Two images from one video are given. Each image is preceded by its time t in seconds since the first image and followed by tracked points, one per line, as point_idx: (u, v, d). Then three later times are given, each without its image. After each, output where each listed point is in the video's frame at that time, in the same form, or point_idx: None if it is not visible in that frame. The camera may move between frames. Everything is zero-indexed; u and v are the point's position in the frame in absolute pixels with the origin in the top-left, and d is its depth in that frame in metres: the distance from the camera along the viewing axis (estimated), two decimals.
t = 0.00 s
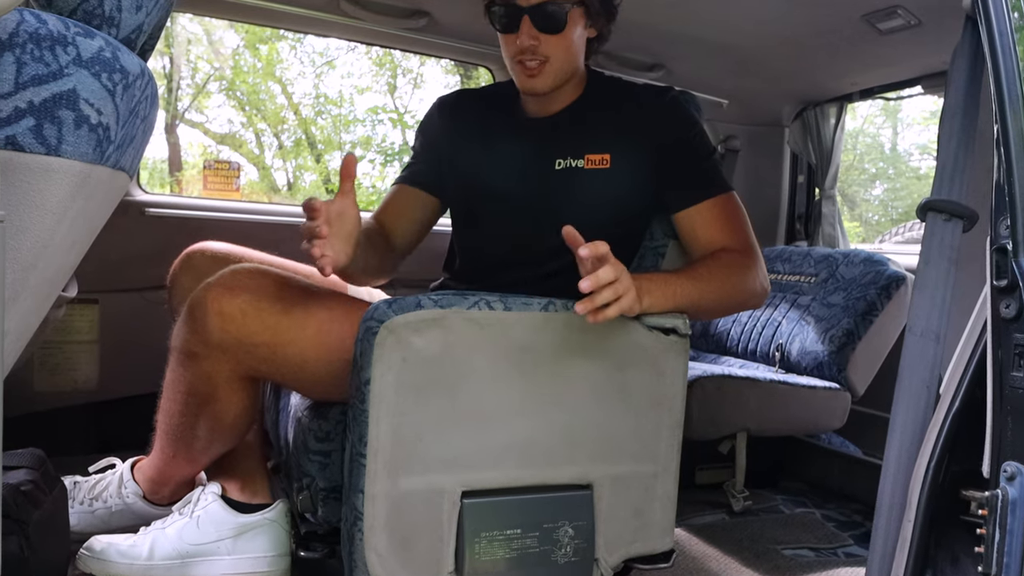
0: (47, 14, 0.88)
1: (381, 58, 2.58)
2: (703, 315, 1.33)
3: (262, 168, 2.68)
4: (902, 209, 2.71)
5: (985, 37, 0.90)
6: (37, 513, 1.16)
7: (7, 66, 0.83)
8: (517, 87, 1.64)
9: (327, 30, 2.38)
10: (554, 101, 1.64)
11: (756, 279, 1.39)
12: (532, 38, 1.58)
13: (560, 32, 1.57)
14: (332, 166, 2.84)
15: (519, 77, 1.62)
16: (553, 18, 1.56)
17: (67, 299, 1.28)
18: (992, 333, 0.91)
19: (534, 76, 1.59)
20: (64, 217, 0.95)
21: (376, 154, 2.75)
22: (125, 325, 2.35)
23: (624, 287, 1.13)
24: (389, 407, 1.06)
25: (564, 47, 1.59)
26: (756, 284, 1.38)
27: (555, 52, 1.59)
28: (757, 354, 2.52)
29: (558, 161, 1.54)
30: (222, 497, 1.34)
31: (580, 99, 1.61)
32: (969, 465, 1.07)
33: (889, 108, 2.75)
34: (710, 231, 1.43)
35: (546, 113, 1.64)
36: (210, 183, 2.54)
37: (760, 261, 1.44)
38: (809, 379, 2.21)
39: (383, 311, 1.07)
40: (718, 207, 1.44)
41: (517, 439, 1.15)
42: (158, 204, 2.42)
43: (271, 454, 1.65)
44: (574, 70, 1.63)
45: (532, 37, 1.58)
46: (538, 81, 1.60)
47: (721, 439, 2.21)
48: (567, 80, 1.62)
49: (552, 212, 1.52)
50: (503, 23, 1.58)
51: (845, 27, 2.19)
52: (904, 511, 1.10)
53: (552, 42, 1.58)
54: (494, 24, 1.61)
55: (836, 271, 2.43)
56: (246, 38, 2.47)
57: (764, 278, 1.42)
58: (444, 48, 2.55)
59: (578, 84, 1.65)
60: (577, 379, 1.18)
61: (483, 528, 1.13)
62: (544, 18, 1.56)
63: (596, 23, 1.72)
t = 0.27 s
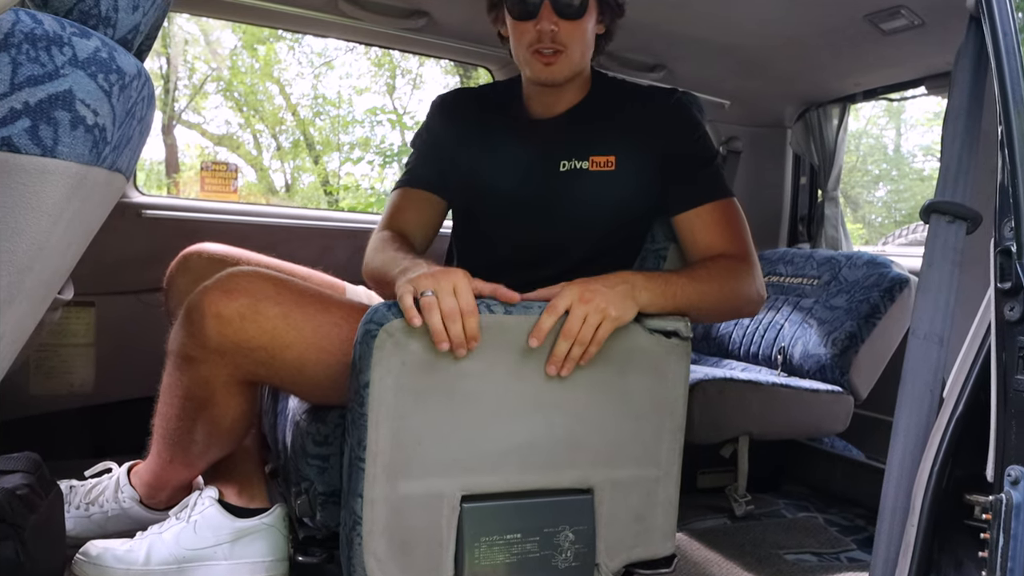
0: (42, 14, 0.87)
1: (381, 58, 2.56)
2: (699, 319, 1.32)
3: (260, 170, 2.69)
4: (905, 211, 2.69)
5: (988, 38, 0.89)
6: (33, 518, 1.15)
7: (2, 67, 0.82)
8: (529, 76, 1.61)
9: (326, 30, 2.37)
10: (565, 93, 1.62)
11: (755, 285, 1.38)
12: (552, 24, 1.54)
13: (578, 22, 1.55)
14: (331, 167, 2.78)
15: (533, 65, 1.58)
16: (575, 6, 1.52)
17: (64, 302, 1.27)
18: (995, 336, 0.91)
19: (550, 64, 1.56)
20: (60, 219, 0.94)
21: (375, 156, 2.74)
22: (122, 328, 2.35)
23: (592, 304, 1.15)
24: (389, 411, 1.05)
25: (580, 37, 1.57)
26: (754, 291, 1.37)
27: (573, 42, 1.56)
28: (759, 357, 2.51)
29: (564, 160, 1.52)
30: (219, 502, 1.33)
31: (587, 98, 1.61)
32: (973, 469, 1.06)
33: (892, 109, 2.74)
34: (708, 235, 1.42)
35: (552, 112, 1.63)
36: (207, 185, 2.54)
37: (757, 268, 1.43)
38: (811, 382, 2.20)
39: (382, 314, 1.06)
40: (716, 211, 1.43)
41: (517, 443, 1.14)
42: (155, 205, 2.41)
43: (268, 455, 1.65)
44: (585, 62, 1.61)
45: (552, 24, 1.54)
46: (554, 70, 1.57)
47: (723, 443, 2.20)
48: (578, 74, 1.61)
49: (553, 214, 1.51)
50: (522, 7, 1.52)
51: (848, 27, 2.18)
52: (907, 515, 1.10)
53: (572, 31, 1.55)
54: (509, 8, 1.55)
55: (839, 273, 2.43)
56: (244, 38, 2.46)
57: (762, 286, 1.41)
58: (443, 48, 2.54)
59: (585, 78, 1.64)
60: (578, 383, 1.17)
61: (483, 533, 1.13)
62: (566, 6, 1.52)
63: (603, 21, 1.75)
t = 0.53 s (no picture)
0: (38, 14, 0.86)
1: (379, 59, 2.58)
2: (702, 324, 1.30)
3: (258, 171, 2.63)
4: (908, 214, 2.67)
5: (993, 38, 0.87)
6: (28, 522, 1.14)
7: None
8: (542, 71, 1.60)
9: (325, 30, 2.38)
10: (575, 92, 1.61)
11: (759, 291, 1.36)
12: (569, 16, 1.54)
13: (595, 17, 1.54)
14: (330, 169, 2.69)
15: (547, 59, 1.57)
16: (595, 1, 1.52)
17: (60, 304, 1.26)
18: (1000, 339, 0.89)
19: (563, 59, 1.56)
20: (56, 221, 0.93)
21: (375, 159, 2.64)
22: (119, 331, 2.34)
23: (593, 305, 1.14)
24: (387, 415, 1.04)
25: (596, 34, 1.57)
26: (758, 296, 1.36)
27: (587, 37, 1.56)
28: (762, 360, 2.50)
29: (569, 161, 1.52)
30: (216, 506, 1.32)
31: (596, 98, 1.60)
32: (977, 473, 1.05)
33: (896, 109, 2.72)
34: (712, 241, 1.40)
35: (562, 110, 1.62)
36: (204, 186, 2.54)
37: (761, 273, 1.42)
38: (814, 385, 2.19)
39: (380, 317, 1.05)
40: (721, 217, 1.41)
41: (517, 447, 1.13)
42: (152, 208, 2.41)
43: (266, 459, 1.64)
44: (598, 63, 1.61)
45: (570, 17, 1.54)
46: (568, 64, 1.56)
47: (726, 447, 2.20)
48: (588, 73, 1.60)
49: (554, 215, 1.51)
50: None
51: (851, 27, 2.17)
52: (911, 519, 1.09)
53: (588, 27, 1.55)
54: None
55: (842, 275, 2.42)
56: (241, 38, 2.46)
57: (766, 292, 1.39)
58: (443, 48, 2.54)
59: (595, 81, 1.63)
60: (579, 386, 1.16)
61: (483, 538, 1.12)
62: None
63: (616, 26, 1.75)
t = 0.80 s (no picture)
0: (34, 13, 0.85)
1: (378, 60, 2.57)
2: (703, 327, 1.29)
3: (255, 172, 2.62)
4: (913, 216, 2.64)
5: (998, 37, 0.86)
6: (24, 527, 1.13)
7: None
8: (545, 69, 1.59)
9: (323, 31, 2.37)
10: (578, 92, 1.60)
11: (761, 294, 1.35)
12: (576, 16, 1.53)
13: (603, 19, 1.53)
14: (327, 170, 2.75)
15: (551, 58, 1.57)
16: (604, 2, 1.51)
17: (56, 306, 1.25)
18: (1004, 343, 0.88)
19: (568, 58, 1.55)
20: (52, 223, 0.92)
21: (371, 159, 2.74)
22: (116, 333, 2.33)
23: (594, 307, 1.13)
24: (386, 418, 1.03)
25: (602, 35, 1.56)
26: (760, 299, 1.35)
27: (593, 38, 1.55)
28: (764, 363, 2.50)
29: (569, 163, 1.51)
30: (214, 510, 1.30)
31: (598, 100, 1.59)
32: (982, 477, 1.04)
33: (899, 111, 2.72)
34: (714, 244, 1.39)
35: (563, 109, 1.61)
36: (202, 188, 2.53)
37: (763, 276, 1.41)
38: (816, 389, 2.18)
39: (379, 320, 1.04)
40: (722, 220, 1.40)
41: (517, 451, 1.12)
42: (148, 209, 2.39)
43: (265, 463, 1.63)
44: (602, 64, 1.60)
45: (577, 16, 1.53)
46: (571, 64, 1.55)
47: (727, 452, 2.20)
48: (591, 74, 1.59)
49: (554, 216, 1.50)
50: None
51: (854, 27, 2.16)
52: (915, 524, 1.08)
53: (595, 28, 1.54)
54: None
55: (845, 278, 2.41)
56: (238, 39, 2.46)
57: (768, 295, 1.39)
58: (442, 48, 2.53)
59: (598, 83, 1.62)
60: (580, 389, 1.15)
61: (483, 542, 1.11)
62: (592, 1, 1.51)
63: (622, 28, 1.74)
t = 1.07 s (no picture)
0: (29, 14, 0.84)
1: (377, 60, 2.55)
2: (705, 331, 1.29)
3: (253, 174, 2.62)
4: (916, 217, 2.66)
5: (1003, 37, 0.85)
6: (19, 532, 1.12)
7: None
8: (547, 72, 1.58)
9: (321, 32, 2.36)
10: (580, 94, 1.59)
11: (763, 297, 1.34)
12: (579, 20, 1.52)
13: (606, 21, 1.52)
14: (325, 171, 2.76)
15: (554, 60, 1.55)
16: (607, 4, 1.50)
17: (51, 309, 1.24)
18: (1008, 346, 0.87)
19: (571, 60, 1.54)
20: (48, 225, 0.91)
21: (371, 160, 2.75)
22: (113, 336, 2.32)
23: (595, 310, 1.12)
24: (384, 422, 1.02)
25: (605, 37, 1.55)
26: (762, 302, 1.34)
27: (596, 41, 1.54)
28: (766, 366, 2.49)
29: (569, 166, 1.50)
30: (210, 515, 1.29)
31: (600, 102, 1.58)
32: (986, 481, 1.03)
33: (903, 112, 2.71)
34: (716, 247, 1.38)
35: (565, 111, 1.60)
36: (199, 190, 2.51)
37: (766, 279, 1.40)
38: (818, 392, 2.17)
39: (378, 323, 1.03)
40: (725, 223, 1.39)
41: (517, 455, 1.11)
42: (145, 211, 2.38)
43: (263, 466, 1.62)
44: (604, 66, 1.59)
45: (580, 19, 1.52)
46: (575, 67, 1.54)
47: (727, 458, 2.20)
48: (593, 77, 1.58)
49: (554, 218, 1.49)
50: None
51: (856, 27, 2.15)
52: (919, 529, 1.07)
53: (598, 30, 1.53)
54: None
55: (848, 280, 2.40)
56: (235, 39, 2.45)
57: (770, 298, 1.38)
58: (442, 48, 2.52)
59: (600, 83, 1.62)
60: (581, 393, 1.14)
61: (483, 547, 1.10)
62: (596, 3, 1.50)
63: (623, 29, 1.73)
